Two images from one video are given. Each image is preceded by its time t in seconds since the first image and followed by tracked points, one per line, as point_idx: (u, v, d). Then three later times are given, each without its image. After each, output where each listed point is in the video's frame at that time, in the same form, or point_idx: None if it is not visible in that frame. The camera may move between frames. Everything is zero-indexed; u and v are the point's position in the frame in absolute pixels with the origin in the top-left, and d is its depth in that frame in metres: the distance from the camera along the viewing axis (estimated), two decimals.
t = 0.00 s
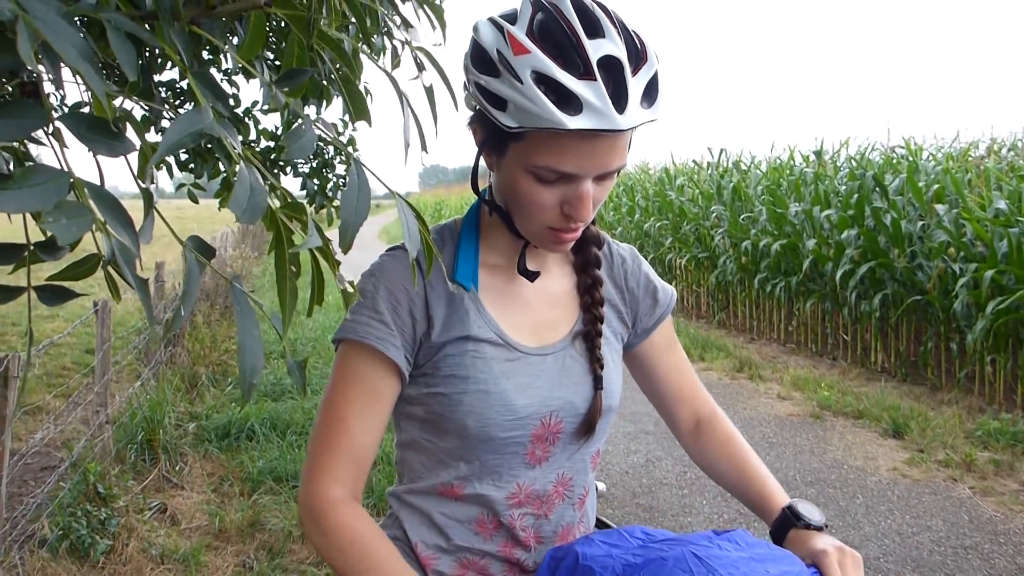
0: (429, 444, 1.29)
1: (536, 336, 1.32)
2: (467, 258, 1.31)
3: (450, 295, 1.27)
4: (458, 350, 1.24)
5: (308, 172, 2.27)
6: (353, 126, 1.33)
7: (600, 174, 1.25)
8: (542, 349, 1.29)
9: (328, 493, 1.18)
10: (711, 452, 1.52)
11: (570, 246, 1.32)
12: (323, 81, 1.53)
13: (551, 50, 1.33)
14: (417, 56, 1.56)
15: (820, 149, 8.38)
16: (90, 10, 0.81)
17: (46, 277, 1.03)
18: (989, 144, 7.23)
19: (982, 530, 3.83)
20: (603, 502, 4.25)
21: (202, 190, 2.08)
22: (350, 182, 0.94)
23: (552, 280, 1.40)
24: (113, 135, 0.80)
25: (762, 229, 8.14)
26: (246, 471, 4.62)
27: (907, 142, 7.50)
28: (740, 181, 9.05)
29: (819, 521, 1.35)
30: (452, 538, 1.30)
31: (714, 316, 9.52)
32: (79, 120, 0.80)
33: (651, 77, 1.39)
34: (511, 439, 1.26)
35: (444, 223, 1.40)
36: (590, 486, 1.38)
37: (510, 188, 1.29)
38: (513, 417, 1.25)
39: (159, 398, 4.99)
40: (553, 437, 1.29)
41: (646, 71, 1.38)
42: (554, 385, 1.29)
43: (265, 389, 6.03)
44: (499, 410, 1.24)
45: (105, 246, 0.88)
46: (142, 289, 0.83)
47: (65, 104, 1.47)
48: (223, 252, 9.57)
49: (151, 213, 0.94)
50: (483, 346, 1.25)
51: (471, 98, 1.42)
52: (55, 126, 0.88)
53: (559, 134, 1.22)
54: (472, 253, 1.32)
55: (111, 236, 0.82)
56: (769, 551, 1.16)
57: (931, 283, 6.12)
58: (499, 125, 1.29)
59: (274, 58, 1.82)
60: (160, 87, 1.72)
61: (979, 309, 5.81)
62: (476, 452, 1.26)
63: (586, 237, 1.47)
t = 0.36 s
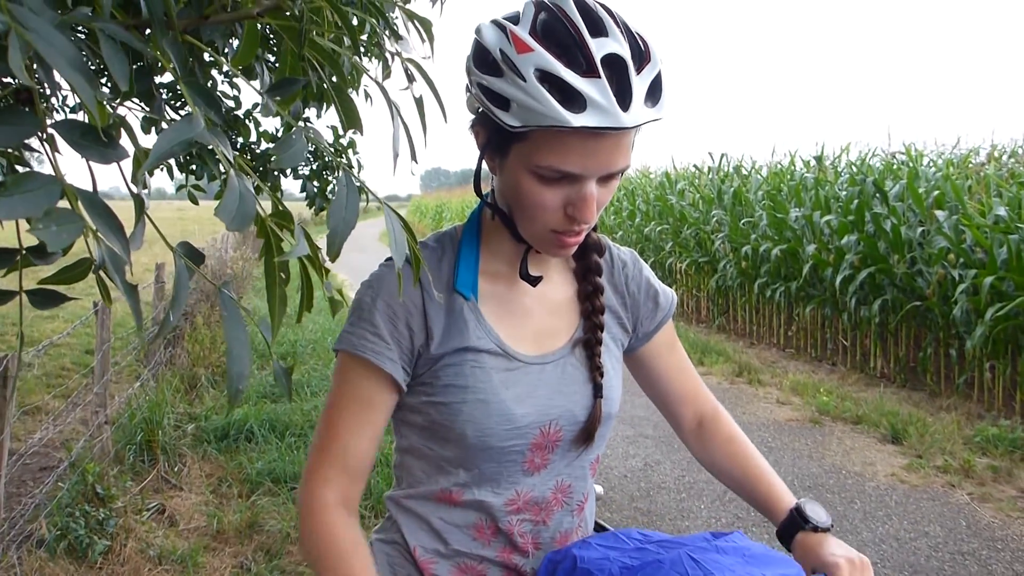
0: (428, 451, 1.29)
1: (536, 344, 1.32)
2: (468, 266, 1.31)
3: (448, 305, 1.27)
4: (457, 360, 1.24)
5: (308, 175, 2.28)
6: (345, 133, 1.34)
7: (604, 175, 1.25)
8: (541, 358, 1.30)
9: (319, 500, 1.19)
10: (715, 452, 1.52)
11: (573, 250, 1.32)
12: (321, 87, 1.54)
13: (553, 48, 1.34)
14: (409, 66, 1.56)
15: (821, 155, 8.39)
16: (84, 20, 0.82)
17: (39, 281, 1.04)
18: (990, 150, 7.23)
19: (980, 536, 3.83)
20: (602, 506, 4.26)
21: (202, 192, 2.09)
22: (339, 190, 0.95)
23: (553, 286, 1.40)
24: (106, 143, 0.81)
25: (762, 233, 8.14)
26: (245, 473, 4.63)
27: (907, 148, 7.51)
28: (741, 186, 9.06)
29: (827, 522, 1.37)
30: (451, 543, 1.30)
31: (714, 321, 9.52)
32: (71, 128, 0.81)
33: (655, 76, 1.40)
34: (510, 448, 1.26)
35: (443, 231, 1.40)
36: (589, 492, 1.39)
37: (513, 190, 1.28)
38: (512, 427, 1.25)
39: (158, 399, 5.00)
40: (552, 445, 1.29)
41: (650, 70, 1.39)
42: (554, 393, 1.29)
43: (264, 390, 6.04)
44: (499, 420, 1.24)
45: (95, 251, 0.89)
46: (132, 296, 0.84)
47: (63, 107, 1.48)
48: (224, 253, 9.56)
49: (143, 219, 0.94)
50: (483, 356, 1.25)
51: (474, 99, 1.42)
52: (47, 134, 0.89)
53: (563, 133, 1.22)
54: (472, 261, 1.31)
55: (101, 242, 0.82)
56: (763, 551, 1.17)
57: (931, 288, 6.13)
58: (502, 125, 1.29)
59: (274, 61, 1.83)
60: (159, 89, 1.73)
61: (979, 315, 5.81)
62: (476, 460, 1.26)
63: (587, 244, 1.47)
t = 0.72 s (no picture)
0: (428, 461, 1.29)
1: (533, 354, 1.32)
2: (466, 275, 1.31)
3: (449, 313, 1.28)
4: (455, 372, 1.25)
5: (307, 178, 2.28)
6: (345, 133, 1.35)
7: (599, 174, 1.24)
8: (538, 369, 1.29)
9: (339, 514, 1.12)
10: (724, 466, 1.48)
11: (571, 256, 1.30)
12: (320, 90, 1.54)
13: (545, 47, 1.34)
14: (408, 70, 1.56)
15: (821, 158, 8.39)
16: (87, 23, 0.82)
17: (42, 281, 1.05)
18: (989, 154, 7.24)
19: (979, 540, 3.83)
20: (600, 509, 4.26)
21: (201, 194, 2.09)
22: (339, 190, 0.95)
23: (551, 294, 1.40)
24: (109, 144, 0.82)
25: (762, 237, 8.15)
26: (244, 475, 4.63)
27: (907, 152, 7.52)
28: (740, 190, 9.06)
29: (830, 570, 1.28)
30: (448, 547, 1.31)
31: (714, 324, 9.53)
32: (74, 129, 0.81)
33: (647, 74, 1.40)
34: (507, 459, 1.26)
35: (441, 237, 1.40)
36: (588, 499, 1.39)
37: (508, 194, 1.28)
38: (510, 437, 1.25)
39: (157, 401, 5.00)
40: (550, 455, 1.30)
41: (642, 68, 1.40)
42: (552, 404, 1.30)
43: (263, 393, 6.04)
44: (497, 431, 1.24)
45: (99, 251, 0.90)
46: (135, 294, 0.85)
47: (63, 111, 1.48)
48: (224, 256, 9.56)
49: (144, 220, 0.95)
50: (483, 367, 1.25)
51: (467, 101, 1.42)
52: (51, 135, 0.90)
53: (555, 130, 1.22)
54: (471, 269, 1.32)
55: (104, 241, 0.83)
56: (780, 552, 1.14)
57: (931, 292, 6.13)
58: (496, 128, 1.29)
59: (272, 65, 1.83)
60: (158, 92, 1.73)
61: (978, 318, 5.82)
62: (474, 472, 1.26)
63: (585, 250, 1.46)
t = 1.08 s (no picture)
0: (445, 475, 1.29)
1: (551, 366, 1.32)
2: (487, 285, 1.30)
3: (472, 322, 1.27)
4: (478, 388, 1.23)
5: (309, 181, 2.28)
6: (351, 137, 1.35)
7: (622, 172, 1.24)
8: (557, 380, 1.30)
9: (397, 520, 1.04)
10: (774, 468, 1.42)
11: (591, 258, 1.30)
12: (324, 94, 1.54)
13: (561, 45, 1.34)
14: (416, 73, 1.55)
15: (821, 161, 8.40)
16: (96, 26, 0.82)
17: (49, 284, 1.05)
18: (989, 157, 7.24)
19: (980, 543, 3.83)
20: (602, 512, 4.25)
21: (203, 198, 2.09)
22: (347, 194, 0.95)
23: (566, 304, 1.40)
24: (116, 148, 0.82)
25: (763, 240, 8.15)
26: (245, 479, 4.62)
27: (907, 155, 7.52)
28: (741, 193, 9.05)
29: None
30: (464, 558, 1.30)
31: (715, 327, 9.53)
32: (83, 133, 0.81)
33: (666, 67, 1.41)
34: (528, 472, 1.26)
35: (457, 244, 1.39)
36: (599, 508, 1.40)
37: (529, 196, 1.27)
38: (533, 450, 1.26)
39: (158, 405, 5.00)
40: (568, 466, 1.30)
41: (660, 61, 1.40)
42: (571, 417, 1.30)
43: (264, 396, 6.03)
44: (521, 448, 1.24)
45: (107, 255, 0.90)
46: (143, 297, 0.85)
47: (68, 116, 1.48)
48: (224, 259, 9.56)
49: (152, 223, 0.96)
50: (505, 381, 1.24)
51: (481, 106, 1.41)
52: (60, 139, 0.90)
53: (578, 127, 1.21)
54: (491, 278, 1.31)
55: (115, 245, 0.83)
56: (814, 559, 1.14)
57: (931, 295, 6.13)
58: (514, 129, 1.28)
59: (275, 69, 1.82)
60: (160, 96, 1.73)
61: (979, 322, 5.81)
62: (493, 486, 1.26)
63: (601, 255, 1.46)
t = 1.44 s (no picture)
0: (464, 480, 1.29)
1: (573, 376, 1.31)
2: (511, 286, 1.31)
3: (493, 325, 1.28)
4: (495, 393, 1.24)
5: (310, 184, 2.29)
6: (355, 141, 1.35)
7: (661, 162, 1.24)
8: (579, 391, 1.28)
9: (402, 529, 1.08)
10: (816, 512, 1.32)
11: (624, 255, 1.29)
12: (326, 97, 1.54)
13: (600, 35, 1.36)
14: (419, 77, 1.55)
15: (821, 163, 8.41)
16: (101, 32, 0.83)
17: (54, 289, 1.05)
18: (989, 158, 7.24)
19: (982, 544, 3.83)
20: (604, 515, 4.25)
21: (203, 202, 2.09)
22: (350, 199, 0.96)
23: (595, 312, 1.38)
24: (122, 153, 0.83)
25: (762, 242, 8.15)
26: (246, 483, 4.62)
27: (907, 156, 7.52)
28: (740, 195, 9.05)
29: None
30: (479, 565, 1.30)
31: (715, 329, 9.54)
32: (89, 138, 0.81)
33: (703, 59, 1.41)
34: (543, 480, 1.26)
35: (485, 246, 1.40)
36: (623, 526, 1.39)
37: (564, 186, 1.27)
38: (550, 460, 1.25)
39: (159, 409, 5.01)
40: (587, 480, 1.29)
41: (698, 52, 1.41)
42: (592, 430, 1.29)
43: (265, 401, 6.04)
44: (536, 456, 1.24)
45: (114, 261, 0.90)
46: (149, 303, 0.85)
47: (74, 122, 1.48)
48: (224, 263, 9.56)
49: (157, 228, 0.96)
50: (522, 387, 1.25)
51: (512, 101, 1.41)
52: (65, 144, 0.90)
53: (619, 111, 1.21)
54: (516, 280, 1.32)
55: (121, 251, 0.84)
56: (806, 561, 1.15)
57: (931, 296, 6.13)
58: (552, 116, 1.28)
59: (276, 72, 1.82)
60: (162, 100, 1.73)
61: (979, 323, 5.81)
62: (509, 493, 1.26)
63: (636, 263, 1.45)
